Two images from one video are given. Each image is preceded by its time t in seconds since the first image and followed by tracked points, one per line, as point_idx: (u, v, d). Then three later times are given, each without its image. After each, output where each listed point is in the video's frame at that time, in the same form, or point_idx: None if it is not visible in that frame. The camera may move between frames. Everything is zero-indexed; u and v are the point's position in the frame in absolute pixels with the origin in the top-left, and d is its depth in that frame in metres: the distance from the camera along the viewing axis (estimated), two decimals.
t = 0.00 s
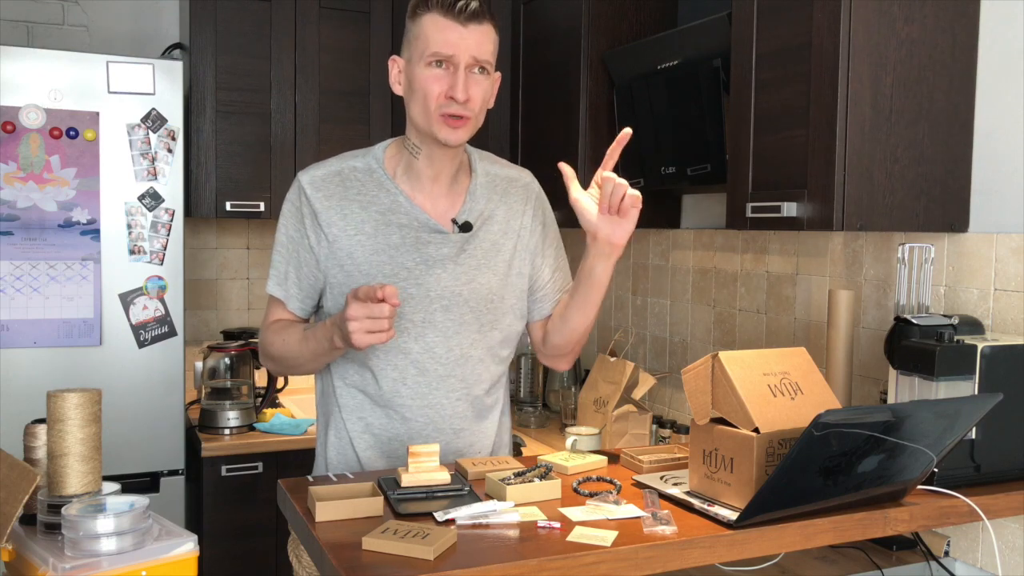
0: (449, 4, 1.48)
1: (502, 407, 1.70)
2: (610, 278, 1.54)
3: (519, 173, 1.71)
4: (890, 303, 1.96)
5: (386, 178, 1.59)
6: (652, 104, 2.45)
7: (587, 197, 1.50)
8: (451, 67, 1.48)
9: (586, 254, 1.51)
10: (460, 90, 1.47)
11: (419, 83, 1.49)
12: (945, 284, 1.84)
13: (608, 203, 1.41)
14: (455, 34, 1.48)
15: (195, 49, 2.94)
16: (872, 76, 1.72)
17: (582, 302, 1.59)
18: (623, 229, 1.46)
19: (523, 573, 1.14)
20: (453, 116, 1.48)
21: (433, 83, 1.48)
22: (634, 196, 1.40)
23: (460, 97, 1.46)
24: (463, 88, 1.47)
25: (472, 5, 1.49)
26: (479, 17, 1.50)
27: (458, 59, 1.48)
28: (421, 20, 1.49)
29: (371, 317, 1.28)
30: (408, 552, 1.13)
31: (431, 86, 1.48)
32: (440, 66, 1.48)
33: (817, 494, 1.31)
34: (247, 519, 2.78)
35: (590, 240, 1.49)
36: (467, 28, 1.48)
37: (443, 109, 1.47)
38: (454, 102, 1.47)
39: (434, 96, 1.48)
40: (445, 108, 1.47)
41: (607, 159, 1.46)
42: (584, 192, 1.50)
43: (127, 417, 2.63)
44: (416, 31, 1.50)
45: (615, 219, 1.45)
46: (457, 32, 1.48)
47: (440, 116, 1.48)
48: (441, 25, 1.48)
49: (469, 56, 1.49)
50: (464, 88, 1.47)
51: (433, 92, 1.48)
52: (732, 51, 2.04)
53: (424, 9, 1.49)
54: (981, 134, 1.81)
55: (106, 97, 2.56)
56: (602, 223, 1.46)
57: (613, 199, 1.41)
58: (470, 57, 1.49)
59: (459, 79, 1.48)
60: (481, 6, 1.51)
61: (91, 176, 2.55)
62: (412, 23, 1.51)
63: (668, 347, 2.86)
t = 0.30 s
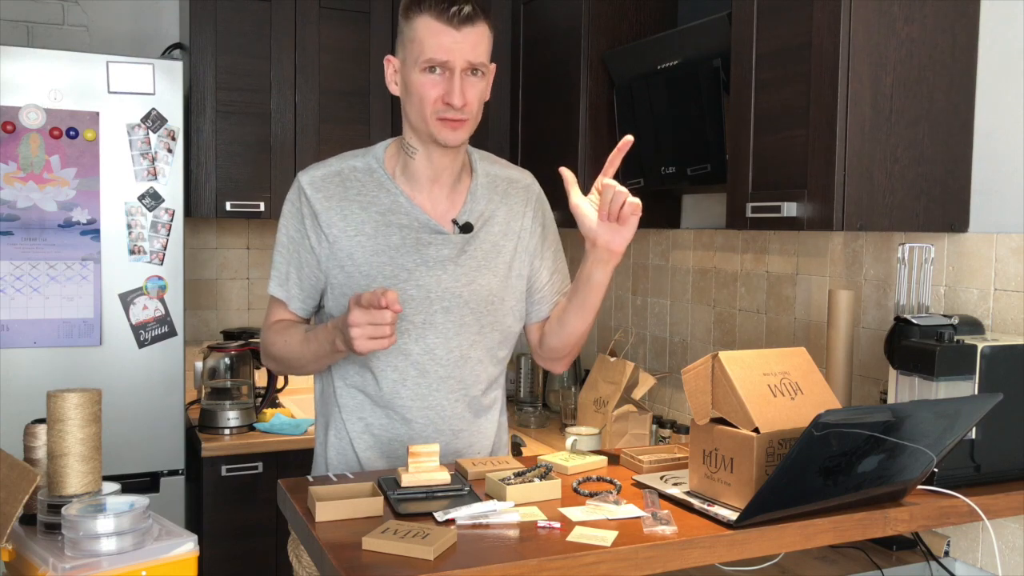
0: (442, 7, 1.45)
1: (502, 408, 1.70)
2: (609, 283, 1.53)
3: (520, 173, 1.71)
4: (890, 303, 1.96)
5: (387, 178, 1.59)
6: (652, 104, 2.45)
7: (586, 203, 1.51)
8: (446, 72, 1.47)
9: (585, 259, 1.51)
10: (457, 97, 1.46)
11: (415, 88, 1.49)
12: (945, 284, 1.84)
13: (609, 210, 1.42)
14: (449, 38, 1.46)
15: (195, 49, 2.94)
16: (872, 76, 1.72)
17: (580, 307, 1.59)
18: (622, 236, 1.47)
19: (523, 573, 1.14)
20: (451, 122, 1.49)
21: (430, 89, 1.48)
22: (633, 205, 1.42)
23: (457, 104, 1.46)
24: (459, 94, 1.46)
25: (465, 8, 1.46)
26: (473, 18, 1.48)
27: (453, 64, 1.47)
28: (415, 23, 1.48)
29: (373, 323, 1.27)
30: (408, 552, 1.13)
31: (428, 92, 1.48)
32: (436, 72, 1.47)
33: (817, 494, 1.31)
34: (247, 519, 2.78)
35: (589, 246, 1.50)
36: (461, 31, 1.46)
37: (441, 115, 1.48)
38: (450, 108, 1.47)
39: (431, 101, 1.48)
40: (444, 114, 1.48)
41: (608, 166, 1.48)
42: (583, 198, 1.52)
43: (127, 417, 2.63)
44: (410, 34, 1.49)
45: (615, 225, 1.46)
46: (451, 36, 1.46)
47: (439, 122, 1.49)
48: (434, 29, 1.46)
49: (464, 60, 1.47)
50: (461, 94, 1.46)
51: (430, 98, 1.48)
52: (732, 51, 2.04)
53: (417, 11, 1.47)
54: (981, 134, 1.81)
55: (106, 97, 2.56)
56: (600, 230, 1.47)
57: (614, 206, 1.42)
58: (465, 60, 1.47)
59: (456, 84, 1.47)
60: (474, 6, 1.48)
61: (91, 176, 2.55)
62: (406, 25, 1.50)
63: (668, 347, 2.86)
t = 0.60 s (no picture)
0: (445, 15, 1.45)
1: (502, 409, 1.70)
2: (611, 288, 1.54)
3: (522, 177, 1.70)
4: (890, 303, 1.96)
5: (391, 176, 1.59)
6: (652, 104, 2.45)
7: (591, 207, 1.52)
8: (449, 78, 1.47)
9: (586, 263, 1.52)
10: (460, 103, 1.47)
11: (418, 94, 1.49)
12: (945, 284, 1.84)
13: (613, 213, 1.43)
14: (452, 45, 1.46)
15: (195, 49, 2.94)
16: (872, 76, 1.72)
17: (580, 311, 1.59)
18: (625, 240, 1.47)
19: (523, 573, 1.14)
20: (453, 128, 1.49)
21: (433, 95, 1.48)
22: (638, 209, 1.42)
23: (460, 110, 1.47)
24: (462, 100, 1.47)
25: (469, 16, 1.47)
26: (476, 25, 1.48)
27: (457, 71, 1.47)
28: (418, 29, 1.48)
29: (400, 289, 1.20)
30: (408, 552, 1.13)
31: (431, 98, 1.48)
32: (439, 78, 1.47)
33: (817, 494, 1.31)
34: (247, 519, 2.78)
35: (592, 249, 1.50)
36: (464, 38, 1.47)
37: (444, 122, 1.48)
38: (453, 114, 1.48)
39: (434, 107, 1.48)
40: (447, 121, 1.48)
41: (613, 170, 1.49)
42: (588, 201, 1.52)
43: (127, 417, 2.63)
44: (413, 39, 1.48)
45: (618, 229, 1.46)
46: (454, 43, 1.46)
47: (442, 128, 1.49)
48: (438, 35, 1.46)
49: (468, 67, 1.47)
50: (464, 101, 1.47)
51: (433, 105, 1.48)
52: (732, 52, 2.04)
53: (420, 17, 1.47)
54: (981, 134, 1.81)
55: (106, 97, 2.56)
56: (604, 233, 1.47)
57: (618, 209, 1.42)
58: (469, 67, 1.47)
59: (459, 91, 1.47)
60: (477, 12, 1.49)
61: (91, 176, 2.55)
62: (409, 30, 1.50)
63: (668, 347, 2.86)
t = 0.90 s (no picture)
0: (455, 14, 1.46)
1: (500, 409, 1.70)
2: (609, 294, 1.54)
3: (520, 177, 1.71)
4: (890, 303, 1.96)
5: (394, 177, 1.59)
6: (652, 104, 2.45)
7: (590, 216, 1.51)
8: (454, 76, 1.47)
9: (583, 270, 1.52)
10: (464, 101, 1.46)
11: (422, 91, 1.48)
12: (945, 284, 1.84)
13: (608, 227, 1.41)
14: (460, 44, 1.46)
15: (195, 49, 2.94)
16: (872, 76, 1.72)
17: (578, 316, 1.59)
18: (623, 251, 1.46)
19: (523, 573, 1.14)
20: (455, 126, 1.48)
21: (437, 93, 1.47)
22: (637, 221, 1.40)
23: (463, 108, 1.46)
24: (466, 98, 1.47)
25: (478, 17, 1.47)
26: (485, 26, 1.49)
27: (463, 70, 1.47)
28: (426, 27, 1.48)
29: (401, 217, 1.23)
30: (408, 552, 1.13)
31: (435, 95, 1.47)
32: (444, 76, 1.47)
33: (817, 494, 1.31)
34: (247, 519, 2.78)
35: (590, 258, 1.50)
36: (471, 38, 1.47)
37: (447, 119, 1.47)
38: (456, 111, 1.47)
39: (437, 104, 1.48)
40: (449, 118, 1.48)
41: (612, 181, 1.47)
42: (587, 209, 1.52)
43: (127, 417, 2.63)
44: (420, 37, 1.49)
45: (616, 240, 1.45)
46: (462, 42, 1.46)
47: (444, 126, 1.48)
48: (446, 34, 1.46)
49: (474, 66, 1.47)
50: (468, 99, 1.47)
51: (437, 102, 1.47)
52: (732, 52, 2.04)
53: (430, 16, 1.47)
54: (981, 134, 1.81)
55: (106, 97, 2.56)
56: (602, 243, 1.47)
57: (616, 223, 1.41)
58: (475, 67, 1.47)
59: (463, 90, 1.47)
60: (487, 14, 1.49)
61: (91, 176, 2.55)
62: (417, 28, 1.50)
63: (668, 347, 2.86)
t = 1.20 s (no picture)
0: (458, 6, 1.48)
1: (501, 407, 1.71)
2: (593, 308, 1.58)
3: (519, 175, 1.70)
4: (890, 303, 1.96)
5: (394, 178, 1.59)
6: (652, 103, 2.45)
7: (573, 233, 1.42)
8: (459, 67, 1.49)
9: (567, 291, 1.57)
10: (470, 91, 1.48)
11: (427, 84, 1.49)
12: (945, 284, 1.84)
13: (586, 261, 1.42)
14: (463, 35, 1.48)
15: (195, 49, 2.94)
16: (871, 76, 1.72)
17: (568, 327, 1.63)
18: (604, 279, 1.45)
19: (523, 573, 1.14)
20: (461, 116, 1.49)
21: (443, 85, 1.48)
22: (617, 260, 1.39)
23: (470, 97, 1.48)
24: (472, 88, 1.48)
25: (480, 7, 1.49)
26: (487, 18, 1.51)
27: (467, 60, 1.48)
28: (430, 22, 1.50)
29: (396, 277, 1.19)
30: (408, 552, 1.13)
31: (440, 87, 1.48)
32: (449, 67, 1.49)
33: (817, 494, 1.31)
34: (247, 519, 2.78)
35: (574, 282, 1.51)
36: (475, 29, 1.49)
37: (454, 110, 1.48)
38: (463, 101, 1.48)
39: (443, 96, 1.49)
40: (456, 110, 1.49)
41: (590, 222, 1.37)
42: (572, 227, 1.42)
43: (127, 416, 2.63)
44: (424, 32, 1.50)
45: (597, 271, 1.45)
46: (465, 33, 1.48)
47: (450, 118, 1.49)
48: (450, 25, 1.48)
49: (478, 56, 1.49)
50: (474, 89, 1.48)
51: (443, 93, 1.48)
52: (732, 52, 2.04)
53: (433, 10, 1.50)
54: (980, 134, 1.81)
55: (105, 97, 2.56)
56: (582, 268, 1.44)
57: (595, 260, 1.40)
58: (479, 57, 1.49)
59: (469, 80, 1.49)
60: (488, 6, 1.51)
61: (91, 176, 2.55)
62: (420, 24, 1.52)
63: (668, 347, 2.86)
